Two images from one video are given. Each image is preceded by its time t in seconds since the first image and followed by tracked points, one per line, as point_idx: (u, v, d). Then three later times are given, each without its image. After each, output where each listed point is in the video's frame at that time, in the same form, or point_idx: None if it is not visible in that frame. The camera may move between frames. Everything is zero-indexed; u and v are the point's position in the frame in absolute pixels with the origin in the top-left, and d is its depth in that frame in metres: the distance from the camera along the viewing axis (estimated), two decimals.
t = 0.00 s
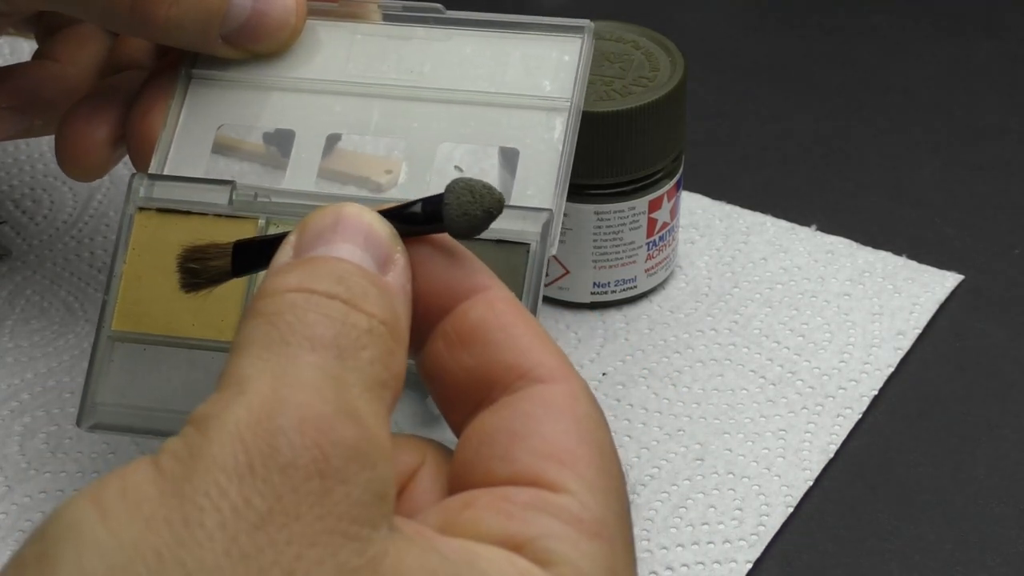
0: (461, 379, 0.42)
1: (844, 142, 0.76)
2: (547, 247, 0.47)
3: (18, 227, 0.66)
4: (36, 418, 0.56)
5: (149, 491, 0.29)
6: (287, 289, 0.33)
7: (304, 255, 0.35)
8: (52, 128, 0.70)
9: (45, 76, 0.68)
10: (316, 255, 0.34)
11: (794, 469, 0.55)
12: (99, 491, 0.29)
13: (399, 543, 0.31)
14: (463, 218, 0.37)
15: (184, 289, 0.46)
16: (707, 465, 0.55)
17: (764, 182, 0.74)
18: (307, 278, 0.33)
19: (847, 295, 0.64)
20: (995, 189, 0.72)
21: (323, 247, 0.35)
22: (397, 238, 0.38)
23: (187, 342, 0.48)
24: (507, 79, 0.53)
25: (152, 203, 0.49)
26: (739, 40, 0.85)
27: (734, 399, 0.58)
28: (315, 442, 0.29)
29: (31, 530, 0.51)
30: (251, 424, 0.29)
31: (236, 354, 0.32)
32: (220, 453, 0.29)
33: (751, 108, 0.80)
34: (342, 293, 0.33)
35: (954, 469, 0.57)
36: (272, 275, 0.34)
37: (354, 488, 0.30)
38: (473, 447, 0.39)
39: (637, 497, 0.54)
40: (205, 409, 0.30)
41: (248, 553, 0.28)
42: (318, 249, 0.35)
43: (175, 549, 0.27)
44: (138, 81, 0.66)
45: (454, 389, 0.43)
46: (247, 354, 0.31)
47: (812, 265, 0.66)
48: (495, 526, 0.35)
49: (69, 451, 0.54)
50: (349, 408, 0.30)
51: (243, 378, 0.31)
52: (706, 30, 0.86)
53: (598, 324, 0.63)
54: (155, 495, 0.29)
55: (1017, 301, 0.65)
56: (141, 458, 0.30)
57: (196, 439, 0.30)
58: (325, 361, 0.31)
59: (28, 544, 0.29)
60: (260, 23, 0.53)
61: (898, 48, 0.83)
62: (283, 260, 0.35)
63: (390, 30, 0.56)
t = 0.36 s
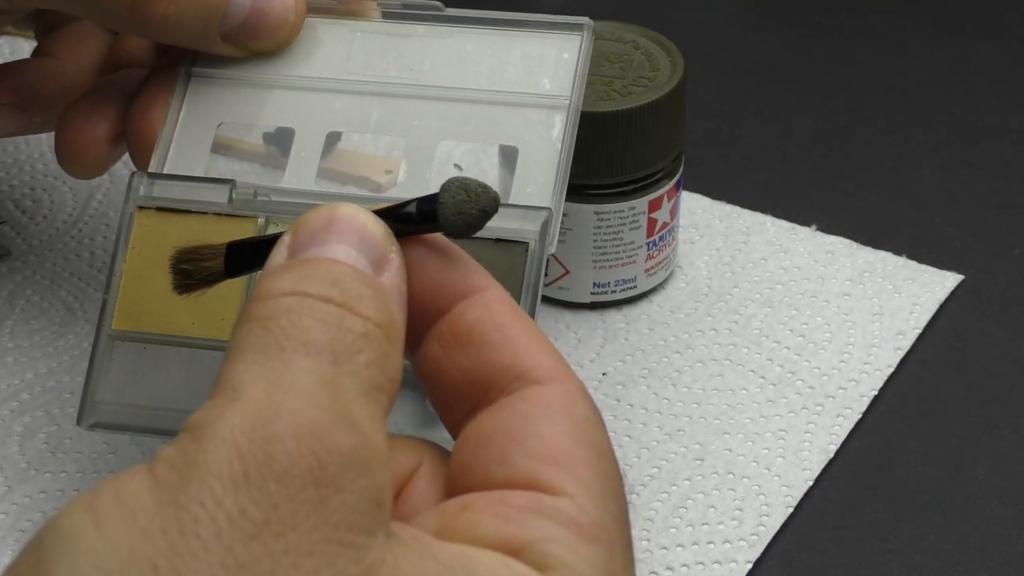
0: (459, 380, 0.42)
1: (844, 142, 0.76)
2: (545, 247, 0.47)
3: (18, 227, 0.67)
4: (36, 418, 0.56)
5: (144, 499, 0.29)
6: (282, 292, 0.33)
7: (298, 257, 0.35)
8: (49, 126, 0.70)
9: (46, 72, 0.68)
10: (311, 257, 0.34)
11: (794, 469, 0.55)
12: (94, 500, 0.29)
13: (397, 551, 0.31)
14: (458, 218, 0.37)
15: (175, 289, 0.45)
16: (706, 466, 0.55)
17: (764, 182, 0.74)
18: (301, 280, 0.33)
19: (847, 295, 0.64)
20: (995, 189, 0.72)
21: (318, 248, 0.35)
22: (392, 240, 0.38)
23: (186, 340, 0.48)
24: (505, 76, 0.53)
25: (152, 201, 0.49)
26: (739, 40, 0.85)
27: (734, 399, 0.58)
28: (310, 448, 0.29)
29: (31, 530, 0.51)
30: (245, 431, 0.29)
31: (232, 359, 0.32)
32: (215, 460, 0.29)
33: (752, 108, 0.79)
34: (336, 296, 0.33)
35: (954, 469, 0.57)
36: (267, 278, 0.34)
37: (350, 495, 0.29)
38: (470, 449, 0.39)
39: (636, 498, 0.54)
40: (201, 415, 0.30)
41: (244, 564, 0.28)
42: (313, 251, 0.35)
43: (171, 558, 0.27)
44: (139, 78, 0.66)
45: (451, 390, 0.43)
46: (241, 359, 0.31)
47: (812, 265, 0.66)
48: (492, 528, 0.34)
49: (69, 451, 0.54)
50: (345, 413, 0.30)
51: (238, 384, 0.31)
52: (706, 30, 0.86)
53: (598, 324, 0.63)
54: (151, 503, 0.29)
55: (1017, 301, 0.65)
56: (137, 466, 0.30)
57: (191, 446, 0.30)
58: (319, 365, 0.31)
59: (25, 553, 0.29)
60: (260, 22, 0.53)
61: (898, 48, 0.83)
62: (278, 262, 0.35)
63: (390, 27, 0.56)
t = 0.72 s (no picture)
0: (460, 379, 0.42)
1: (845, 142, 0.76)
2: (542, 241, 0.47)
3: (18, 227, 0.66)
4: (36, 418, 0.56)
5: (138, 493, 0.29)
6: (278, 283, 0.32)
7: (296, 250, 0.35)
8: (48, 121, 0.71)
9: (43, 68, 0.67)
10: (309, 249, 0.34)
11: (794, 469, 0.55)
12: (89, 495, 0.29)
13: (392, 540, 0.31)
14: (458, 214, 0.37)
15: (170, 297, 0.46)
16: (707, 465, 0.55)
17: (764, 182, 0.74)
18: (298, 271, 0.33)
19: (847, 295, 0.64)
20: (995, 189, 0.72)
21: (315, 242, 0.35)
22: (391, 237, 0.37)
23: (184, 337, 0.48)
24: (502, 71, 0.53)
25: (149, 198, 0.49)
26: (738, 40, 0.85)
27: (734, 399, 0.58)
28: (303, 443, 0.29)
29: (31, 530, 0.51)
30: (238, 425, 0.29)
31: (227, 351, 0.32)
32: (209, 454, 0.29)
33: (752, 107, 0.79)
34: (334, 284, 0.33)
35: (954, 469, 0.57)
36: (264, 270, 0.34)
37: (344, 489, 0.29)
38: (471, 443, 0.39)
39: (636, 498, 0.54)
40: (195, 407, 0.30)
41: (237, 557, 0.28)
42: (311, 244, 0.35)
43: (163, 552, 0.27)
44: (137, 75, 0.67)
45: (453, 389, 0.43)
46: (236, 351, 0.31)
47: (812, 265, 0.66)
48: (492, 519, 0.34)
49: (69, 451, 0.54)
50: (340, 405, 0.30)
51: (233, 375, 0.30)
52: (706, 29, 0.86)
53: (598, 324, 0.63)
54: (145, 497, 0.29)
55: (1017, 301, 0.65)
56: (131, 460, 0.30)
57: (185, 439, 0.30)
58: (314, 355, 0.31)
59: (19, 549, 0.29)
60: (258, 19, 0.53)
61: (898, 48, 0.83)
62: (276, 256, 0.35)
63: (387, 24, 0.56)
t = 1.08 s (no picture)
0: (470, 376, 0.42)
1: (845, 142, 0.76)
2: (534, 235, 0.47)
3: (18, 227, 0.66)
4: (36, 418, 0.56)
5: (133, 482, 0.29)
6: (279, 265, 0.32)
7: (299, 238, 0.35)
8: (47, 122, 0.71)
9: (45, 68, 0.68)
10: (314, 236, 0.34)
11: (794, 470, 0.55)
12: (86, 478, 0.30)
13: (389, 529, 0.31)
14: (460, 207, 0.37)
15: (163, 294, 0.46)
16: (707, 466, 0.55)
17: (764, 182, 0.74)
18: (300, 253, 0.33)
19: (847, 295, 0.64)
20: (996, 189, 0.72)
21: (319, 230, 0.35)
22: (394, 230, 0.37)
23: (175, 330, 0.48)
24: (499, 69, 0.53)
25: (143, 191, 0.49)
26: (738, 39, 0.85)
27: (735, 399, 0.58)
28: (298, 433, 0.29)
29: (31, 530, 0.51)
30: (235, 414, 0.29)
31: (226, 334, 0.31)
32: (205, 443, 0.29)
33: (752, 107, 0.79)
34: (334, 267, 0.33)
35: (954, 469, 0.57)
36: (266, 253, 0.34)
37: (339, 479, 0.29)
38: (478, 436, 0.39)
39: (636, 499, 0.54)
40: (193, 394, 0.30)
41: (233, 548, 0.28)
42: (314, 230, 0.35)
43: (157, 543, 0.28)
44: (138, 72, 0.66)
45: (461, 386, 0.43)
46: (234, 333, 0.31)
47: (812, 265, 0.66)
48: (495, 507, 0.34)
49: (69, 451, 0.54)
50: (337, 392, 0.30)
51: (231, 360, 0.30)
52: (706, 29, 0.86)
53: (598, 324, 0.63)
54: (140, 486, 0.29)
55: (1018, 301, 0.65)
56: (126, 449, 0.30)
57: (182, 427, 0.30)
58: (313, 340, 0.31)
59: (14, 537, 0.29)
60: (255, 15, 0.53)
61: (898, 48, 0.83)
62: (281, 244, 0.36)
63: (385, 22, 0.56)
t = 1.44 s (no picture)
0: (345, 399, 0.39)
1: (845, 141, 0.77)
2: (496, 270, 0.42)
3: (18, 227, 0.66)
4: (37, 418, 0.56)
5: None
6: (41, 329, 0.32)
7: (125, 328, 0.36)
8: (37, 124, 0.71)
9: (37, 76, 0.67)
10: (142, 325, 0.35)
11: (795, 469, 0.55)
12: None
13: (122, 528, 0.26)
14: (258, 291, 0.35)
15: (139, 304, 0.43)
16: (707, 465, 0.55)
17: (765, 182, 0.74)
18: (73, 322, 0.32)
19: (847, 295, 0.64)
20: (996, 189, 0.72)
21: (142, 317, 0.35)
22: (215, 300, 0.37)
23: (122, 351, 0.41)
24: (483, 91, 0.50)
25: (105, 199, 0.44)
26: (739, 40, 0.85)
27: (734, 399, 0.58)
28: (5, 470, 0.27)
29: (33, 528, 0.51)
30: None
31: None
32: None
33: (752, 107, 0.80)
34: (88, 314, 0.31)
35: (954, 469, 0.57)
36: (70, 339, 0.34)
37: (44, 509, 0.27)
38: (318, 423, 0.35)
39: (635, 498, 0.54)
40: None
41: None
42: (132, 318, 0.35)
43: None
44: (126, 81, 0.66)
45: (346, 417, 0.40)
46: None
47: (813, 265, 0.66)
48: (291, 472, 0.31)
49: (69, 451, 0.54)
50: (43, 425, 0.28)
51: None
52: (707, 30, 0.86)
53: (599, 324, 0.63)
54: None
55: (1018, 301, 0.65)
56: None
57: None
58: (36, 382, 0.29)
59: None
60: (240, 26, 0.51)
61: (898, 48, 0.83)
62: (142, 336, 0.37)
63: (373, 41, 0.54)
